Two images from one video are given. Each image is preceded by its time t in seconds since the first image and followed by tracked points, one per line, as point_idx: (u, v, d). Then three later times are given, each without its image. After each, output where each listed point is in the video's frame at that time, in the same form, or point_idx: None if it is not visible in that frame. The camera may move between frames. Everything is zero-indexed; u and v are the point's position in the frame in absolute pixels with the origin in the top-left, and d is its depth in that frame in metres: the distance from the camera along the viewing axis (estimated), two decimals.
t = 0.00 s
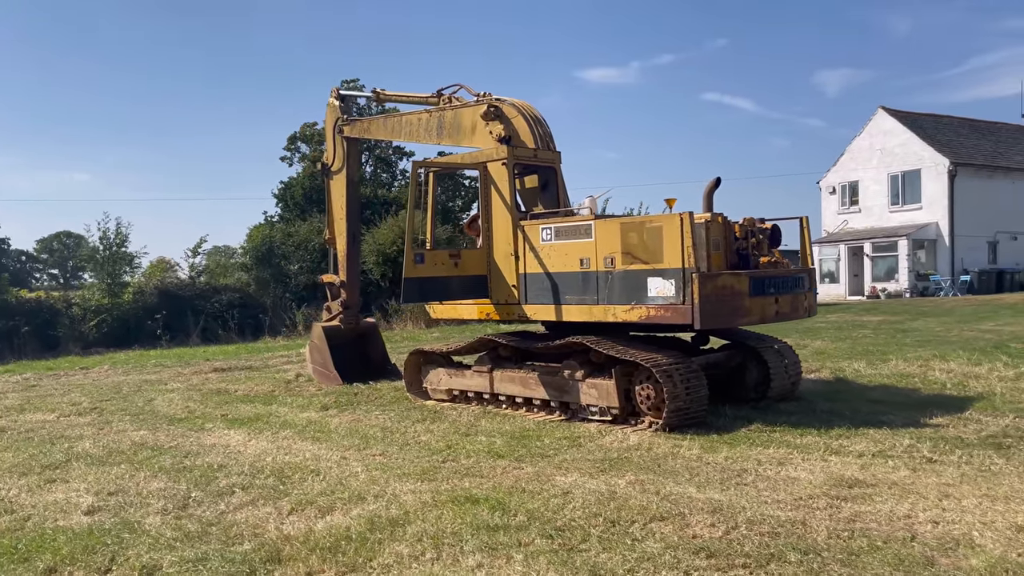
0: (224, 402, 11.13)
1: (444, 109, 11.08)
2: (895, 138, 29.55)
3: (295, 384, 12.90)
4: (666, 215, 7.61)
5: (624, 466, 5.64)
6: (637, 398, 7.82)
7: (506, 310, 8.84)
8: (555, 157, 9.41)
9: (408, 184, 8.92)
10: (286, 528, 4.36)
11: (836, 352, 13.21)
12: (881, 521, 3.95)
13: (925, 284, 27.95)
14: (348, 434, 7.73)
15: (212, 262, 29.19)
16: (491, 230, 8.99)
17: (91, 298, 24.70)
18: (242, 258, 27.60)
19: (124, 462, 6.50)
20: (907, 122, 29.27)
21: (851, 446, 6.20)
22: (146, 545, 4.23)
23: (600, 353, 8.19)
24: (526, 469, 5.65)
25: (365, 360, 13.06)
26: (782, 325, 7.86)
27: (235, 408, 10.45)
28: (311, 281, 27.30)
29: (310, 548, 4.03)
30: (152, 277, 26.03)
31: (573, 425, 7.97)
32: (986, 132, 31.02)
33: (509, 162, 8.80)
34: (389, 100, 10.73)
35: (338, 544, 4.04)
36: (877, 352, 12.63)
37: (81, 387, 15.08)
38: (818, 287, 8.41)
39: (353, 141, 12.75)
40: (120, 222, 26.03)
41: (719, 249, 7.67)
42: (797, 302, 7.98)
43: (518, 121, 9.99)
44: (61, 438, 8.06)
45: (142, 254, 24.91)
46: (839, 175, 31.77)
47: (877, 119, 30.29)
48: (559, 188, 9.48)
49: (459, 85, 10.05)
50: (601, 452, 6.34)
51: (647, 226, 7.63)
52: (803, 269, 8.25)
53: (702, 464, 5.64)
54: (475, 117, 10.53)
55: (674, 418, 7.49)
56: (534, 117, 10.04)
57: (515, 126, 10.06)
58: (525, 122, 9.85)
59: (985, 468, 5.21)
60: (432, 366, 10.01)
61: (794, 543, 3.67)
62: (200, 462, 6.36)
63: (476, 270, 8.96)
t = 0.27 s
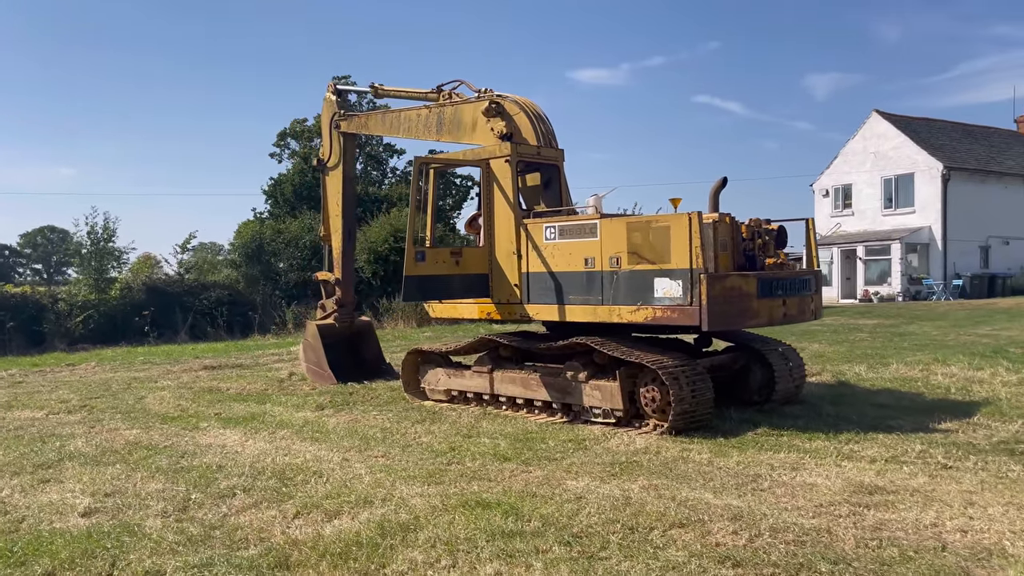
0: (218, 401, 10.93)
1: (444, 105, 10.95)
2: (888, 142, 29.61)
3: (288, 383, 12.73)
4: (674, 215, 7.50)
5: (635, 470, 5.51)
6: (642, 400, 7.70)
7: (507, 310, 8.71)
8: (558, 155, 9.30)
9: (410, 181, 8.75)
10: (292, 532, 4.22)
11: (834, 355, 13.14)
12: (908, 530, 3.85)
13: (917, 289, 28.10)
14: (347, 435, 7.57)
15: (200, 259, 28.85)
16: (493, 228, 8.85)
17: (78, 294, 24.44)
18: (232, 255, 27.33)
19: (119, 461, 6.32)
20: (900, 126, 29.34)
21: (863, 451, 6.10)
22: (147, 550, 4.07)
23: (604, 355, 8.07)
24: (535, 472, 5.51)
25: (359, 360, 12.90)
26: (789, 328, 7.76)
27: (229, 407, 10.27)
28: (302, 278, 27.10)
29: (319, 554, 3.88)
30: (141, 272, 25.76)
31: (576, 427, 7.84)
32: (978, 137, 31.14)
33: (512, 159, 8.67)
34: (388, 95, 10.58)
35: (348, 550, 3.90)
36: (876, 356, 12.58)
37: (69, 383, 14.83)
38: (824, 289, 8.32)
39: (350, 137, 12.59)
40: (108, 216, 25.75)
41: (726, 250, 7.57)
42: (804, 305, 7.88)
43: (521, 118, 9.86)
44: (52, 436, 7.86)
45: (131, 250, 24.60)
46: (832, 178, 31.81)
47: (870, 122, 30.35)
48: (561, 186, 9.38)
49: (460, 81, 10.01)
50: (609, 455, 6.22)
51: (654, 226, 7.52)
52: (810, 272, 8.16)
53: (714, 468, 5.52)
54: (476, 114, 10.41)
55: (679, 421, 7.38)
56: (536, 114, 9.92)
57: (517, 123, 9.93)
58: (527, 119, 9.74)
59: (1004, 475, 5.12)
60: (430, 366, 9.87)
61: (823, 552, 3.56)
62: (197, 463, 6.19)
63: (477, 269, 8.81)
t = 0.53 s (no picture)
0: (210, 397, 10.79)
1: (443, 100, 10.84)
2: (882, 146, 29.66)
3: (281, 380, 12.59)
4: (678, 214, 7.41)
5: (641, 473, 5.42)
6: (644, 401, 7.62)
7: (507, 308, 8.60)
8: (560, 153, 9.20)
9: (410, 178, 8.65)
10: (296, 535, 4.11)
11: (831, 357, 13.10)
12: (928, 539, 3.78)
13: (909, 292, 28.15)
14: (346, 433, 7.46)
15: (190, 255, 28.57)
16: (493, 226, 8.74)
17: (67, 288, 24.20)
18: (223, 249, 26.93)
19: (113, 459, 6.18)
20: (894, 130, 29.38)
21: (870, 455, 6.04)
22: (147, 552, 3.95)
23: (606, 355, 7.97)
24: (541, 475, 5.40)
25: (354, 357, 12.78)
26: (792, 330, 7.69)
27: (222, 403, 10.12)
28: (293, 274, 26.91)
29: (325, 558, 3.78)
30: (131, 266, 25.52)
31: (576, 428, 7.76)
32: (971, 142, 31.23)
33: (513, 157, 8.56)
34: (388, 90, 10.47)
35: (356, 554, 3.79)
36: (873, 359, 12.54)
37: (58, 378, 14.62)
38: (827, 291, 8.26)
39: (347, 132, 12.47)
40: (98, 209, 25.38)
41: (731, 250, 7.49)
42: (808, 307, 7.81)
43: (522, 115, 9.75)
44: (44, 432, 7.71)
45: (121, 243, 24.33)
46: (825, 181, 31.84)
47: (864, 125, 30.39)
48: (563, 183, 9.28)
49: (459, 78, 9.78)
50: (613, 457, 6.13)
51: (658, 226, 7.43)
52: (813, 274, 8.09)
53: (723, 472, 5.43)
54: (477, 110, 10.31)
55: (682, 423, 7.30)
56: (537, 111, 9.82)
57: (518, 119, 9.82)
58: (528, 116, 9.63)
59: (1016, 482, 5.06)
60: (428, 364, 9.78)
61: (844, 561, 3.49)
62: (193, 461, 6.06)
63: (477, 267, 8.70)
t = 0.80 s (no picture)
0: (200, 393, 10.59)
1: (442, 95, 10.67)
2: (876, 149, 29.66)
3: (272, 377, 12.40)
4: (683, 214, 7.29)
5: (647, 477, 5.28)
6: (645, 404, 7.48)
7: (506, 307, 8.45)
8: (561, 149, 9.05)
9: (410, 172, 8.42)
10: (294, 539, 3.95)
11: (827, 360, 13.01)
12: (951, 551, 3.65)
13: (900, 296, 28.17)
14: (341, 433, 7.29)
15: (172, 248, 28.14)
16: (493, 223, 8.59)
17: (53, 280, 23.90)
18: (212, 244, 26.78)
19: (101, 456, 5.99)
20: (888, 134, 29.39)
21: (877, 461, 5.93)
22: (138, 556, 3.78)
23: (606, 355, 7.84)
24: (544, 478, 5.26)
25: (346, 354, 12.60)
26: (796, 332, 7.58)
27: (212, 400, 9.92)
28: (283, 270, 26.65)
29: (325, 564, 3.62)
30: (118, 260, 25.15)
31: (575, 430, 7.62)
32: (963, 147, 31.29)
33: (514, 153, 8.42)
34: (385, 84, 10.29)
35: (357, 560, 3.64)
36: (870, 363, 12.45)
37: (43, 372, 14.36)
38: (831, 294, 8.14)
39: (343, 126, 12.28)
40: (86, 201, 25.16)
41: (735, 251, 7.37)
42: (812, 309, 7.70)
43: (522, 111, 9.59)
44: (29, 428, 7.50)
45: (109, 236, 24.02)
46: (818, 184, 31.82)
47: (858, 129, 30.40)
48: (563, 181, 9.15)
49: (454, 74, 9.71)
50: (616, 460, 5.99)
51: (663, 225, 7.30)
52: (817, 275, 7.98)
53: (730, 477, 5.30)
54: (476, 105, 10.16)
55: (684, 426, 7.17)
56: (537, 107, 9.68)
57: (518, 115, 9.67)
58: (528, 111, 9.48)
59: None
60: (423, 363, 9.63)
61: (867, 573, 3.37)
62: (184, 460, 5.88)
63: (476, 265, 8.55)
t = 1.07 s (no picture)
0: (189, 391, 10.41)
1: (438, 91, 10.53)
2: (867, 154, 29.72)
3: (261, 375, 12.23)
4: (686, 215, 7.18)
5: (651, 483, 5.16)
6: (644, 408, 7.38)
7: (503, 307, 8.33)
8: (559, 148, 8.92)
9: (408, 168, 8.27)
10: (292, 547, 3.81)
11: (821, 365, 12.97)
12: (971, 565, 3.56)
13: (889, 301, 28.23)
14: (334, 434, 7.15)
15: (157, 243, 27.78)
16: (490, 222, 8.47)
17: (38, 275, 23.56)
18: (200, 239, 26.52)
19: (89, 456, 5.82)
20: (879, 139, 29.47)
21: (881, 469, 5.85)
22: (129, 564, 3.63)
23: (605, 358, 7.73)
24: (545, 484, 5.14)
25: (336, 353, 12.45)
26: (797, 337, 7.49)
27: (201, 398, 9.75)
28: (271, 267, 26.30)
29: None
30: (104, 254, 24.81)
31: (572, 433, 7.51)
32: (953, 153, 31.42)
33: (513, 151, 8.30)
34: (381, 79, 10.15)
35: (358, 571, 3.50)
36: (864, 368, 12.41)
37: (26, 367, 14.10)
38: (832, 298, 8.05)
39: (337, 122, 12.12)
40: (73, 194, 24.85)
41: (737, 253, 7.28)
42: (813, 313, 7.61)
43: (520, 109, 9.46)
44: (13, 425, 7.31)
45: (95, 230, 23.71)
46: (808, 188, 31.86)
47: (849, 133, 30.47)
48: (562, 180, 9.02)
49: (454, 68, 9.50)
50: (617, 465, 5.89)
51: (665, 226, 7.19)
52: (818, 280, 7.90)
53: (735, 484, 5.20)
54: (473, 103, 10.03)
55: (683, 431, 7.07)
56: (536, 105, 9.56)
57: (516, 113, 9.54)
58: (527, 109, 9.36)
59: None
60: (416, 363, 9.50)
61: None
62: (174, 461, 5.72)
63: (472, 264, 8.44)
